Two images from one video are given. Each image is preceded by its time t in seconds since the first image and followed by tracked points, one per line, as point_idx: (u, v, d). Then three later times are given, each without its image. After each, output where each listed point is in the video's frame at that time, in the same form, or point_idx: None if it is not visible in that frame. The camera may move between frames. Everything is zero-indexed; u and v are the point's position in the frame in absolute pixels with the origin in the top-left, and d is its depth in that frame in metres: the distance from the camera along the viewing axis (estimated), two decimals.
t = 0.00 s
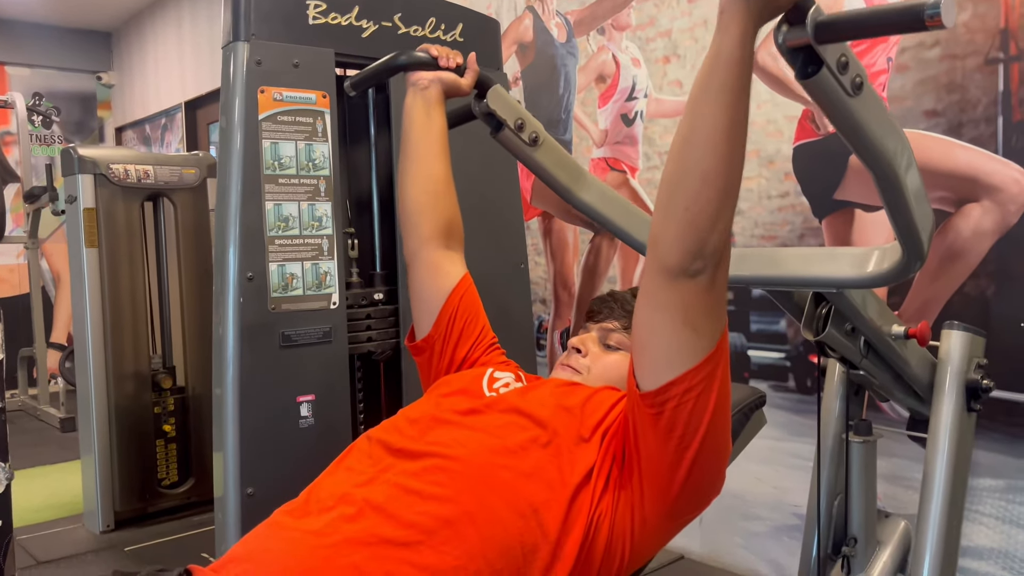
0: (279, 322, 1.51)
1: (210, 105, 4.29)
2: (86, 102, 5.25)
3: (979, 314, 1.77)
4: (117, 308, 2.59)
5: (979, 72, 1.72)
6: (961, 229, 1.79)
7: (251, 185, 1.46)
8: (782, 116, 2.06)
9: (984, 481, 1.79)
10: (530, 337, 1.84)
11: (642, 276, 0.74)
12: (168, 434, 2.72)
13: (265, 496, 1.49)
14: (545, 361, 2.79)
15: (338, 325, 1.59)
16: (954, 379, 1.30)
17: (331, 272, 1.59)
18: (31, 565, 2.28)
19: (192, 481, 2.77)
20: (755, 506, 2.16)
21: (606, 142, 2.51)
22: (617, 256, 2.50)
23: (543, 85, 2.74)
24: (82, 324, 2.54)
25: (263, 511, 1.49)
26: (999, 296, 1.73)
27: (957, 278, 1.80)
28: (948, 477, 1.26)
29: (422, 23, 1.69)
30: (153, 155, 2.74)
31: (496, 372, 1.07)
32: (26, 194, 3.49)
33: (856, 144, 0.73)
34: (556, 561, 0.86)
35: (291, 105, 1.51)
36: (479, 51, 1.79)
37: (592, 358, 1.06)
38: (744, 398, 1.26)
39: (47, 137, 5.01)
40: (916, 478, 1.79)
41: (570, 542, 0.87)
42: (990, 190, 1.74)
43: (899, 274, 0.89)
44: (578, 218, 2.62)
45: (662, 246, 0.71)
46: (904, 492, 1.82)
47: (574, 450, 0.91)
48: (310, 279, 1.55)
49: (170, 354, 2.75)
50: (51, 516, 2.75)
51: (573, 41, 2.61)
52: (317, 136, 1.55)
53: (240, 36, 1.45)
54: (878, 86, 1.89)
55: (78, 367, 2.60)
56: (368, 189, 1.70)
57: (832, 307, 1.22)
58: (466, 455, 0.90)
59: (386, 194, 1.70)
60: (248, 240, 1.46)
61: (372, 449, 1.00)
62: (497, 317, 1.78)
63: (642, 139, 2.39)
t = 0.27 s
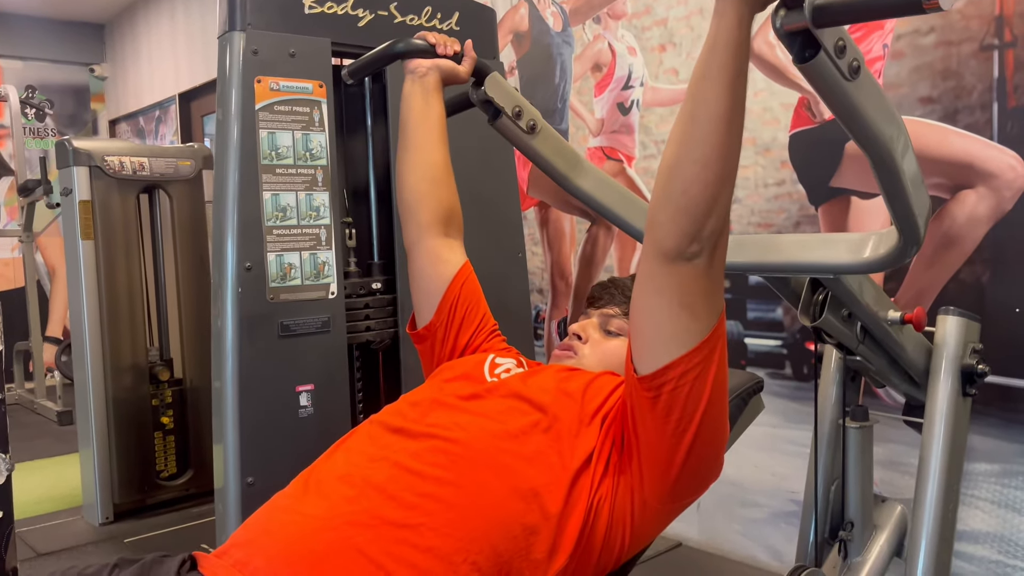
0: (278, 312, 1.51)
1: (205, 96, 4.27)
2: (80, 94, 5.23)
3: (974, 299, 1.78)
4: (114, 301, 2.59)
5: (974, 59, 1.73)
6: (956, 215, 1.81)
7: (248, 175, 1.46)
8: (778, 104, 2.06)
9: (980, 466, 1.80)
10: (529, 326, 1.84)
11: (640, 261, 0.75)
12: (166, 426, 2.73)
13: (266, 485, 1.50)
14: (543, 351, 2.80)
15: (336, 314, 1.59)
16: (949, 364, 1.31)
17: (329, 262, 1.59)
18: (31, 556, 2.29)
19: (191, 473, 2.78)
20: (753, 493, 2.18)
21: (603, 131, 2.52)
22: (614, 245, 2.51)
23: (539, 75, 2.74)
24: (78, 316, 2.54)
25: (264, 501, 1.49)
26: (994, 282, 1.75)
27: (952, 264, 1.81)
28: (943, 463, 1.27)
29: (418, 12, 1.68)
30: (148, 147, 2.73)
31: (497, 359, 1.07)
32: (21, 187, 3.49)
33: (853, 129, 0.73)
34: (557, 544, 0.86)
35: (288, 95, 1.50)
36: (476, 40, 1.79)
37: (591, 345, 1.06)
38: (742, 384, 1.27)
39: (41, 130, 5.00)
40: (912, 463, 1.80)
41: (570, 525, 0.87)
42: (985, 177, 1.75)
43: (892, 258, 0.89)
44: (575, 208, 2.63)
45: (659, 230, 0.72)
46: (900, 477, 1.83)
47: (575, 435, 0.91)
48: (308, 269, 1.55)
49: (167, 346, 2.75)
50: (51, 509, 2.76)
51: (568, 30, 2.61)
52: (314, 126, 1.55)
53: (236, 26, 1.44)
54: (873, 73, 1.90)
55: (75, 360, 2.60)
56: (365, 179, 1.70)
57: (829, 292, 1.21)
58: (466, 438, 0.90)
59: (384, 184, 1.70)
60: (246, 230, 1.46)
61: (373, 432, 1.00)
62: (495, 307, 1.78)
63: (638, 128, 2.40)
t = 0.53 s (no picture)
0: (278, 306, 1.51)
1: (203, 90, 4.26)
2: (77, 88, 5.21)
3: (974, 291, 1.78)
4: (113, 295, 2.59)
5: (974, 50, 1.73)
6: (956, 207, 1.81)
7: (248, 169, 1.46)
8: (777, 96, 2.07)
9: (980, 457, 1.81)
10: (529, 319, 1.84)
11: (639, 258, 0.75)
12: (167, 420, 2.73)
13: (268, 479, 1.50)
14: (543, 344, 2.81)
15: (338, 309, 1.59)
16: (949, 356, 1.31)
17: (330, 256, 1.59)
18: (33, 551, 2.30)
19: (191, 467, 2.79)
20: (753, 485, 2.18)
21: (602, 124, 2.52)
22: (614, 238, 2.51)
23: (538, 67, 2.73)
24: (78, 311, 2.54)
25: (266, 494, 1.50)
26: (994, 273, 1.75)
27: (952, 256, 1.82)
28: (943, 454, 1.28)
29: (418, 5, 1.68)
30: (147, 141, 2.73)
31: (497, 354, 1.07)
32: (20, 182, 3.48)
33: (854, 126, 0.72)
34: (557, 537, 0.87)
35: (288, 89, 1.50)
36: (476, 33, 1.78)
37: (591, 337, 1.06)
38: (742, 376, 1.28)
39: (39, 124, 4.99)
40: (912, 455, 1.81)
41: (571, 518, 0.88)
42: (985, 168, 1.75)
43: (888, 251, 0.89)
44: (575, 202, 2.62)
45: (658, 226, 0.72)
46: (899, 469, 1.84)
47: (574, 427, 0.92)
48: (309, 263, 1.55)
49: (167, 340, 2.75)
50: (52, 503, 2.77)
51: (568, 23, 2.60)
52: (314, 120, 1.54)
53: (235, 20, 1.44)
54: (873, 65, 1.90)
55: (75, 354, 2.60)
56: (365, 173, 1.70)
57: (828, 286, 1.21)
58: (467, 431, 0.90)
59: (383, 178, 1.70)
60: (247, 224, 1.46)
61: (373, 427, 1.00)
62: (495, 300, 1.78)
63: (638, 121, 2.40)
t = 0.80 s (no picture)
0: (280, 299, 1.51)
1: (204, 84, 4.25)
2: (78, 82, 5.21)
3: (976, 283, 1.78)
4: (115, 289, 2.59)
5: (977, 42, 1.73)
6: (958, 199, 1.80)
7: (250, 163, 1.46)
8: (779, 88, 2.07)
9: (981, 450, 1.81)
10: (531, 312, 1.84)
11: (645, 272, 0.74)
12: (169, 413, 2.74)
13: (270, 471, 1.50)
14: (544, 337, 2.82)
15: (339, 302, 1.60)
16: (951, 348, 1.31)
17: (331, 249, 1.59)
18: (37, 544, 2.31)
19: (194, 460, 2.80)
20: (755, 477, 2.19)
21: (604, 117, 2.51)
22: (615, 231, 2.50)
23: (539, 60, 2.73)
24: (81, 305, 2.54)
25: (269, 487, 1.50)
26: (995, 266, 1.75)
27: (954, 248, 1.81)
28: (944, 446, 1.28)
29: None
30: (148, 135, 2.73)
31: (497, 347, 1.08)
32: (21, 176, 3.48)
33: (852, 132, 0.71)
34: (557, 530, 0.88)
35: (289, 82, 1.50)
36: (477, 26, 1.78)
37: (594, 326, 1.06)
38: (743, 369, 1.28)
39: (40, 118, 4.99)
40: (913, 447, 1.81)
41: (570, 511, 0.88)
42: (987, 160, 1.74)
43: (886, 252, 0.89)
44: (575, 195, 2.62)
45: (664, 240, 0.71)
46: (900, 461, 1.84)
47: (576, 421, 0.92)
48: (310, 257, 1.55)
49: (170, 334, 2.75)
50: (56, 496, 2.78)
51: (569, 15, 2.60)
52: (315, 113, 1.54)
53: (236, 13, 1.44)
54: (875, 57, 1.89)
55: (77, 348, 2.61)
56: (366, 166, 1.70)
57: (829, 282, 1.22)
58: (469, 424, 0.90)
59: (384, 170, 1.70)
60: (248, 217, 1.46)
61: (373, 420, 1.00)
62: (495, 294, 1.78)
63: (639, 113, 2.40)
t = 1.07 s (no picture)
0: (283, 292, 1.51)
1: (206, 78, 4.25)
2: (80, 76, 5.21)
3: (978, 277, 1.78)
4: (118, 282, 2.60)
5: (980, 35, 1.72)
6: (961, 192, 1.79)
7: (253, 156, 1.46)
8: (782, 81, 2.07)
9: (983, 443, 1.81)
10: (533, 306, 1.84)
11: (664, 339, 0.73)
12: (172, 407, 2.74)
13: (273, 463, 1.51)
14: (546, 330, 2.83)
15: (341, 295, 1.60)
16: (953, 341, 1.31)
17: (334, 242, 1.59)
18: (41, 536, 2.32)
19: (197, 453, 2.81)
20: (756, 471, 2.19)
21: (606, 110, 2.51)
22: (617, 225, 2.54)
23: (541, 54, 2.72)
24: (83, 298, 2.55)
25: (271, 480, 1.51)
26: (998, 259, 1.75)
27: (957, 241, 1.81)
28: (946, 438, 1.28)
29: None
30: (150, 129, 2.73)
31: (498, 339, 1.08)
32: (23, 170, 3.49)
33: (838, 162, 0.75)
34: (558, 522, 0.88)
35: (291, 75, 1.50)
36: (478, 19, 1.78)
37: (601, 309, 1.04)
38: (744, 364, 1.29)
39: (42, 112, 4.99)
40: (914, 441, 1.81)
41: (572, 503, 0.89)
42: (989, 153, 1.74)
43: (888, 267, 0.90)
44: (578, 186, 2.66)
45: (683, 307, 0.69)
46: (902, 454, 1.84)
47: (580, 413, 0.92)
48: (313, 250, 1.56)
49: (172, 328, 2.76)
50: (59, 489, 2.79)
51: (571, 9, 2.59)
52: (317, 106, 1.54)
53: (237, 6, 1.44)
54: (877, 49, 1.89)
55: (80, 342, 2.61)
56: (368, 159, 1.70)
57: (828, 287, 1.22)
58: (471, 415, 0.91)
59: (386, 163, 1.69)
60: (250, 210, 1.46)
61: (376, 409, 1.01)
62: (496, 288, 1.77)
63: (641, 107, 2.40)
